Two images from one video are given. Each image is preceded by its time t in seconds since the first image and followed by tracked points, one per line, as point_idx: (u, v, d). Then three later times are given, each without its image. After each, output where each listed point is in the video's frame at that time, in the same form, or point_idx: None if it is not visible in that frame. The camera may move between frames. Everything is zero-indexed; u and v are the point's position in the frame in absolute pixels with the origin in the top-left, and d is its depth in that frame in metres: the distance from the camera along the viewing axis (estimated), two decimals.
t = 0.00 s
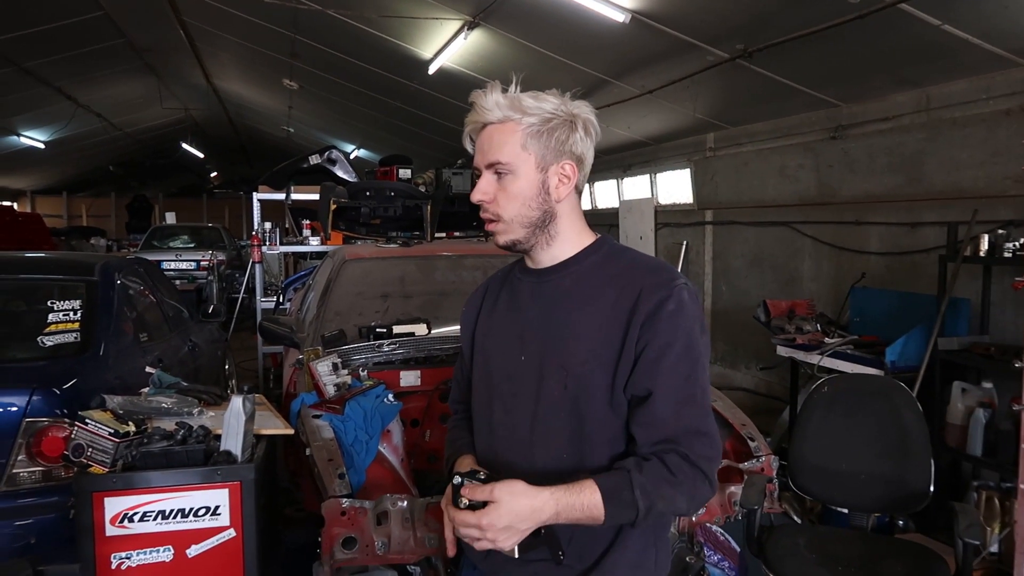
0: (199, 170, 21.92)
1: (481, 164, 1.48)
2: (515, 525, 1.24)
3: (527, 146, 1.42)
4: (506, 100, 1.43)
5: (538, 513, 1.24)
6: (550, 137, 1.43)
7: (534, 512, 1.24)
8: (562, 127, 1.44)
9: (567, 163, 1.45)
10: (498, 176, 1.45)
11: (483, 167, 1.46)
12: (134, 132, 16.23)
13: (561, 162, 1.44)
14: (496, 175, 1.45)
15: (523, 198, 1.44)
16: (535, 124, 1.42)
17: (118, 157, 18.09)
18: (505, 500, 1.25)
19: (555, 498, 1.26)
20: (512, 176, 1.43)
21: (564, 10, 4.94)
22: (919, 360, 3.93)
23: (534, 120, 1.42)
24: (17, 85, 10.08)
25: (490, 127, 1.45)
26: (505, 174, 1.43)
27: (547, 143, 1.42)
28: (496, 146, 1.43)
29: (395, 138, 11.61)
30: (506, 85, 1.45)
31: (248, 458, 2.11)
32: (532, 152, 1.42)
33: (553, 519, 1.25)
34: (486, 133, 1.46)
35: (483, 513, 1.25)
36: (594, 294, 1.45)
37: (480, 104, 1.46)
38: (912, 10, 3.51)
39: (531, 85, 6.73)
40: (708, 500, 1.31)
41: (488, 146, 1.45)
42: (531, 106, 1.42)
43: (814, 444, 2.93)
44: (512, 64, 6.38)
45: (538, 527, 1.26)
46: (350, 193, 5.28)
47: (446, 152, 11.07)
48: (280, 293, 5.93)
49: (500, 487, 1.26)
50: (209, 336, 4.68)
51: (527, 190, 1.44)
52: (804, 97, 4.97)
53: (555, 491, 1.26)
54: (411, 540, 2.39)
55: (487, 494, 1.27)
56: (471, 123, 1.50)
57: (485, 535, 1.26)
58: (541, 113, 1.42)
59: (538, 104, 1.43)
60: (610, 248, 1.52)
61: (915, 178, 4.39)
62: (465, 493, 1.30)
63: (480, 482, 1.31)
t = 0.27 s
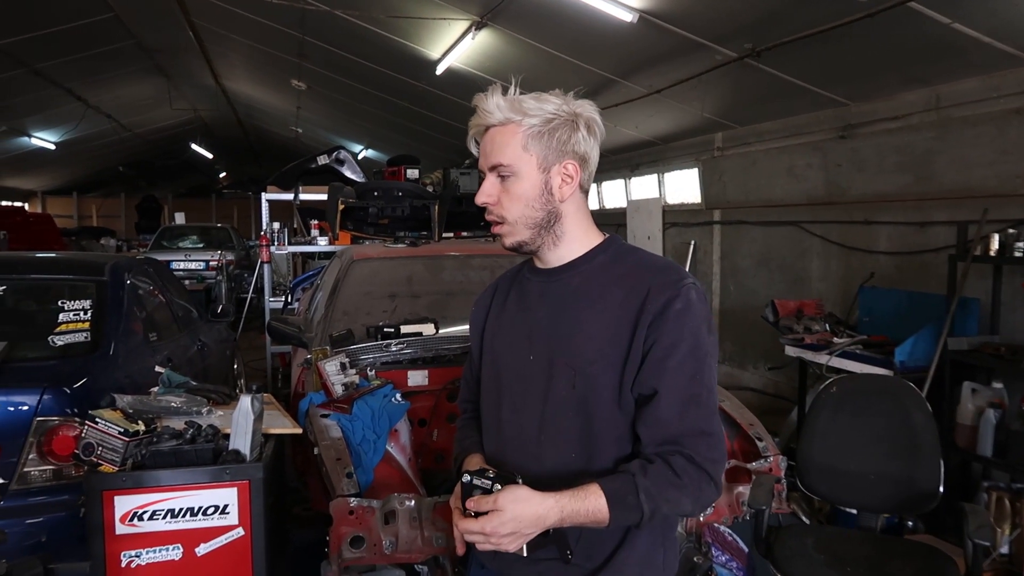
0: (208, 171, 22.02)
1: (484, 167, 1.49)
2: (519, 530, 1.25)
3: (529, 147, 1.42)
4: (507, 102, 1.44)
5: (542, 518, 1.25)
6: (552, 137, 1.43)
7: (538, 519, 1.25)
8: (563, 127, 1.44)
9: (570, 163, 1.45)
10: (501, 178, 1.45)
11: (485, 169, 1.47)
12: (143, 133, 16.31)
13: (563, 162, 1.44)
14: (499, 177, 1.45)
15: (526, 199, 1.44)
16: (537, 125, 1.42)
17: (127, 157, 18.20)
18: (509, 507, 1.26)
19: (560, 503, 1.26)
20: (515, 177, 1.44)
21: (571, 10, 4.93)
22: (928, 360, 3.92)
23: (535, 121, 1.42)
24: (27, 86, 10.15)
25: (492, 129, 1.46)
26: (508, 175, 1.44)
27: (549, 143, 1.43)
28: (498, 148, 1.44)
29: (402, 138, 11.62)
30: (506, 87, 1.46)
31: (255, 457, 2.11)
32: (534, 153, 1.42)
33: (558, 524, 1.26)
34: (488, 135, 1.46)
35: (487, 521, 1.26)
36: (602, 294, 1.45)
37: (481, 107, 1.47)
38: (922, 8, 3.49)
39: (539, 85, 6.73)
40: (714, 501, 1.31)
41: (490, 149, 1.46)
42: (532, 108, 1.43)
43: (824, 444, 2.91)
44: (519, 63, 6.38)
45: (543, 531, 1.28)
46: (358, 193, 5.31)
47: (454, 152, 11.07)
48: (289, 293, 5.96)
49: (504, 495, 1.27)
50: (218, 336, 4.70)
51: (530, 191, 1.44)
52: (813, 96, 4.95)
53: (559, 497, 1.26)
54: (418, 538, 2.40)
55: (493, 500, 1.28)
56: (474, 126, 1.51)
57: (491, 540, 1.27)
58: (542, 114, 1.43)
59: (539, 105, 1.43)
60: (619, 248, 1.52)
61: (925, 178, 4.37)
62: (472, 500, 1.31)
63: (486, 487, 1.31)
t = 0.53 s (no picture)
0: (211, 170, 22.06)
1: (485, 168, 1.49)
2: (519, 532, 1.25)
3: (529, 148, 1.42)
4: (507, 102, 1.44)
5: (544, 520, 1.25)
6: (551, 138, 1.43)
7: (539, 521, 1.25)
8: (563, 127, 1.44)
9: (570, 163, 1.45)
10: (501, 178, 1.45)
11: (485, 170, 1.48)
12: (147, 133, 16.35)
13: (563, 162, 1.44)
14: (499, 178, 1.45)
15: (527, 200, 1.45)
16: (537, 126, 1.42)
17: (131, 157, 18.25)
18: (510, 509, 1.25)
19: (561, 505, 1.26)
20: (515, 178, 1.44)
21: (575, 9, 4.93)
22: (932, 359, 3.91)
23: (535, 122, 1.42)
24: (32, 87, 10.18)
25: (492, 130, 1.46)
26: (508, 176, 1.44)
27: (548, 144, 1.43)
28: (497, 149, 1.44)
29: (405, 138, 11.62)
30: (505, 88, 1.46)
31: (259, 456, 2.12)
32: (534, 154, 1.42)
33: (559, 525, 1.26)
34: (488, 136, 1.47)
35: (488, 522, 1.26)
36: (603, 294, 1.45)
37: (481, 107, 1.47)
38: (926, 6, 3.48)
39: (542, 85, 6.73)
40: (714, 501, 1.30)
41: (489, 149, 1.46)
42: (531, 109, 1.43)
43: (827, 443, 2.90)
44: (522, 63, 6.38)
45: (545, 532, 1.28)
46: (361, 193, 5.32)
47: (457, 151, 11.07)
48: (292, 293, 5.97)
49: (504, 498, 1.27)
50: (222, 335, 4.72)
51: (530, 192, 1.44)
52: (817, 95, 4.94)
53: (560, 499, 1.26)
54: (421, 538, 2.40)
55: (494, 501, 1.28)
56: (475, 127, 1.52)
57: (492, 542, 1.27)
58: (541, 114, 1.43)
59: (538, 105, 1.43)
60: (620, 247, 1.52)
61: (929, 177, 4.35)
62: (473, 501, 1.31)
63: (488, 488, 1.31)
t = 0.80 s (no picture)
0: (211, 170, 22.06)
1: (483, 167, 1.49)
2: (519, 536, 1.26)
3: (526, 147, 1.42)
4: (505, 101, 1.44)
5: (545, 526, 1.26)
6: (549, 137, 1.43)
7: (539, 526, 1.25)
8: (561, 127, 1.44)
9: (567, 163, 1.44)
10: (499, 177, 1.45)
11: (483, 169, 1.48)
12: (146, 133, 16.35)
13: (561, 162, 1.44)
14: (497, 176, 1.46)
15: (524, 200, 1.45)
16: (534, 125, 1.42)
17: (131, 157, 18.24)
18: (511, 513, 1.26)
19: (562, 513, 1.26)
20: (512, 177, 1.44)
21: (574, 9, 4.93)
22: (932, 358, 3.91)
23: (533, 121, 1.42)
24: (31, 86, 10.18)
25: (489, 129, 1.46)
26: (505, 175, 1.44)
27: (546, 144, 1.43)
28: (495, 147, 1.44)
29: (404, 138, 11.62)
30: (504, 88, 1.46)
31: (258, 456, 2.12)
32: (531, 153, 1.42)
33: (560, 530, 1.27)
34: (486, 136, 1.47)
35: (488, 523, 1.27)
36: (602, 293, 1.46)
37: (480, 106, 1.47)
38: (925, 6, 3.48)
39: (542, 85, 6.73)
40: (715, 500, 1.30)
41: (487, 149, 1.46)
42: (530, 108, 1.43)
43: (826, 443, 2.90)
44: (522, 63, 6.39)
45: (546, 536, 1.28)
46: (361, 193, 5.32)
47: (456, 151, 11.07)
48: (291, 293, 5.97)
49: (505, 501, 1.27)
50: (221, 335, 4.72)
51: (527, 191, 1.44)
52: (816, 95, 4.94)
53: (561, 505, 1.26)
54: (421, 537, 2.40)
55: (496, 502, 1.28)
56: (473, 127, 1.52)
57: (491, 544, 1.28)
58: (539, 114, 1.43)
59: (535, 104, 1.43)
60: (619, 247, 1.52)
61: (929, 177, 4.36)
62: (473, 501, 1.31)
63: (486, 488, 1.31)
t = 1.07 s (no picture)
0: (211, 170, 22.06)
1: (488, 162, 1.50)
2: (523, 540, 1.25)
3: (531, 146, 1.43)
4: (514, 99, 1.44)
5: (550, 532, 1.25)
6: (554, 137, 1.42)
7: (543, 532, 1.25)
8: (567, 127, 1.44)
9: (571, 164, 1.44)
10: (502, 174, 1.46)
11: (487, 165, 1.49)
12: (146, 133, 16.35)
13: (564, 163, 1.44)
14: (500, 173, 1.46)
15: (525, 197, 1.45)
16: (540, 124, 1.42)
17: (131, 157, 18.25)
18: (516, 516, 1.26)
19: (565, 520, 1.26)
20: (515, 174, 1.44)
21: (575, 9, 4.93)
22: (932, 358, 3.91)
23: (539, 120, 1.42)
24: (32, 86, 10.18)
25: (496, 125, 1.47)
26: (508, 172, 1.45)
27: (551, 143, 1.42)
28: (501, 144, 1.45)
29: (404, 137, 11.61)
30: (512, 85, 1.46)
31: (258, 456, 2.12)
32: (536, 152, 1.42)
33: (563, 537, 1.26)
34: (492, 131, 1.48)
35: (493, 529, 1.26)
36: (605, 293, 1.45)
37: (488, 102, 1.47)
38: (926, 6, 3.48)
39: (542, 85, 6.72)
40: (716, 501, 1.30)
41: (493, 144, 1.47)
42: (537, 107, 1.43)
43: (827, 443, 2.90)
44: (522, 63, 6.39)
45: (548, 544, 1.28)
46: (361, 193, 5.32)
47: (457, 151, 11.06)
48: (292, 292, 5.97)
49: (509, 505, 1.27)
50: (221, 335, 4.72)
51: (529, 189, 1.44)
52: (817, 95, 4.94)
53: (564, 511, 1.26)
54: (421, 537, 2.40)
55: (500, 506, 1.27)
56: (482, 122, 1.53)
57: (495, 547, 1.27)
58: (546, 113, 1.43)
59: (543, 103, 1.43)
60: (622, 247, 1.52)
61: (929, 177, 4.35)
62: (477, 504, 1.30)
63: (485, 493, 1.31)
